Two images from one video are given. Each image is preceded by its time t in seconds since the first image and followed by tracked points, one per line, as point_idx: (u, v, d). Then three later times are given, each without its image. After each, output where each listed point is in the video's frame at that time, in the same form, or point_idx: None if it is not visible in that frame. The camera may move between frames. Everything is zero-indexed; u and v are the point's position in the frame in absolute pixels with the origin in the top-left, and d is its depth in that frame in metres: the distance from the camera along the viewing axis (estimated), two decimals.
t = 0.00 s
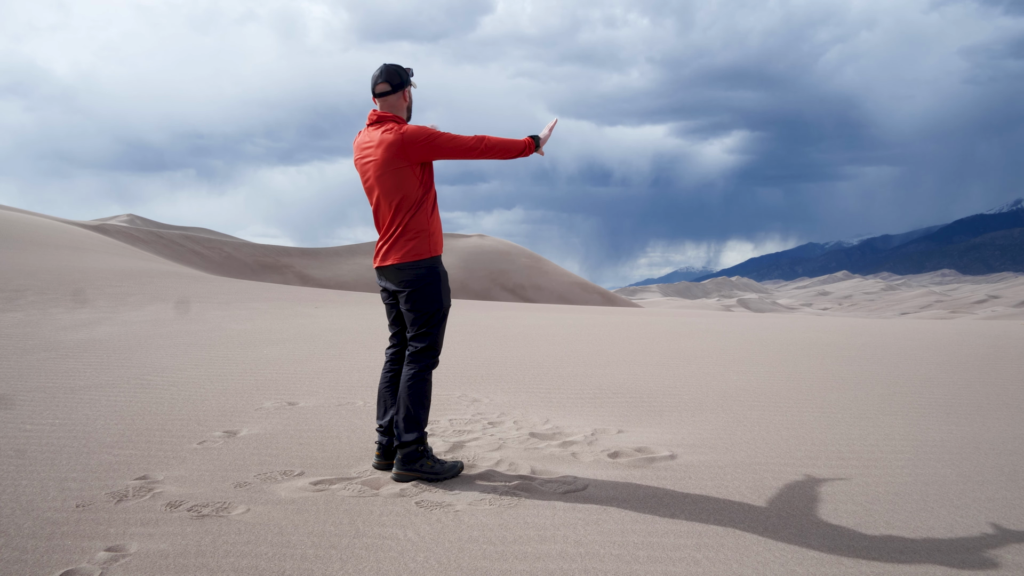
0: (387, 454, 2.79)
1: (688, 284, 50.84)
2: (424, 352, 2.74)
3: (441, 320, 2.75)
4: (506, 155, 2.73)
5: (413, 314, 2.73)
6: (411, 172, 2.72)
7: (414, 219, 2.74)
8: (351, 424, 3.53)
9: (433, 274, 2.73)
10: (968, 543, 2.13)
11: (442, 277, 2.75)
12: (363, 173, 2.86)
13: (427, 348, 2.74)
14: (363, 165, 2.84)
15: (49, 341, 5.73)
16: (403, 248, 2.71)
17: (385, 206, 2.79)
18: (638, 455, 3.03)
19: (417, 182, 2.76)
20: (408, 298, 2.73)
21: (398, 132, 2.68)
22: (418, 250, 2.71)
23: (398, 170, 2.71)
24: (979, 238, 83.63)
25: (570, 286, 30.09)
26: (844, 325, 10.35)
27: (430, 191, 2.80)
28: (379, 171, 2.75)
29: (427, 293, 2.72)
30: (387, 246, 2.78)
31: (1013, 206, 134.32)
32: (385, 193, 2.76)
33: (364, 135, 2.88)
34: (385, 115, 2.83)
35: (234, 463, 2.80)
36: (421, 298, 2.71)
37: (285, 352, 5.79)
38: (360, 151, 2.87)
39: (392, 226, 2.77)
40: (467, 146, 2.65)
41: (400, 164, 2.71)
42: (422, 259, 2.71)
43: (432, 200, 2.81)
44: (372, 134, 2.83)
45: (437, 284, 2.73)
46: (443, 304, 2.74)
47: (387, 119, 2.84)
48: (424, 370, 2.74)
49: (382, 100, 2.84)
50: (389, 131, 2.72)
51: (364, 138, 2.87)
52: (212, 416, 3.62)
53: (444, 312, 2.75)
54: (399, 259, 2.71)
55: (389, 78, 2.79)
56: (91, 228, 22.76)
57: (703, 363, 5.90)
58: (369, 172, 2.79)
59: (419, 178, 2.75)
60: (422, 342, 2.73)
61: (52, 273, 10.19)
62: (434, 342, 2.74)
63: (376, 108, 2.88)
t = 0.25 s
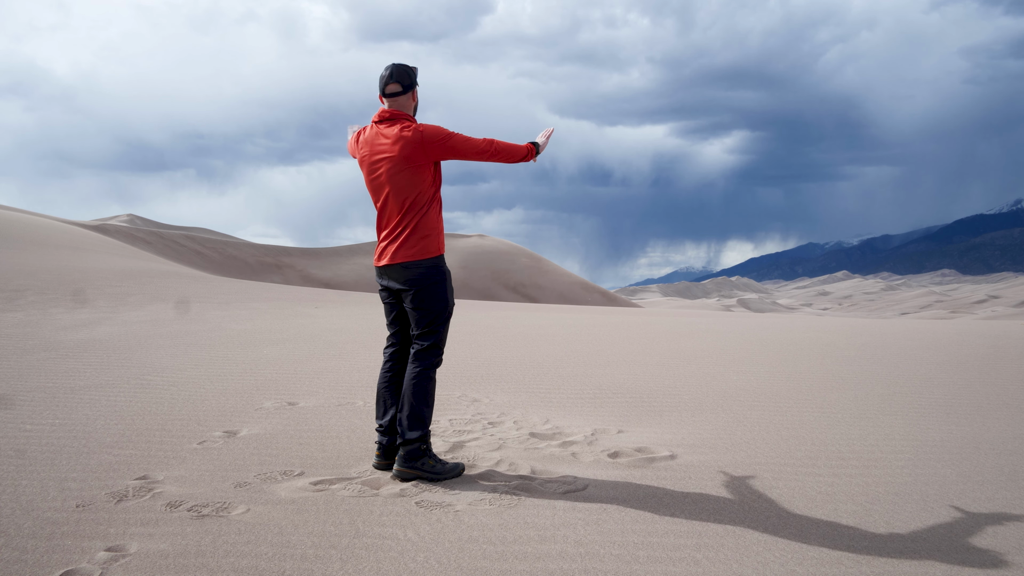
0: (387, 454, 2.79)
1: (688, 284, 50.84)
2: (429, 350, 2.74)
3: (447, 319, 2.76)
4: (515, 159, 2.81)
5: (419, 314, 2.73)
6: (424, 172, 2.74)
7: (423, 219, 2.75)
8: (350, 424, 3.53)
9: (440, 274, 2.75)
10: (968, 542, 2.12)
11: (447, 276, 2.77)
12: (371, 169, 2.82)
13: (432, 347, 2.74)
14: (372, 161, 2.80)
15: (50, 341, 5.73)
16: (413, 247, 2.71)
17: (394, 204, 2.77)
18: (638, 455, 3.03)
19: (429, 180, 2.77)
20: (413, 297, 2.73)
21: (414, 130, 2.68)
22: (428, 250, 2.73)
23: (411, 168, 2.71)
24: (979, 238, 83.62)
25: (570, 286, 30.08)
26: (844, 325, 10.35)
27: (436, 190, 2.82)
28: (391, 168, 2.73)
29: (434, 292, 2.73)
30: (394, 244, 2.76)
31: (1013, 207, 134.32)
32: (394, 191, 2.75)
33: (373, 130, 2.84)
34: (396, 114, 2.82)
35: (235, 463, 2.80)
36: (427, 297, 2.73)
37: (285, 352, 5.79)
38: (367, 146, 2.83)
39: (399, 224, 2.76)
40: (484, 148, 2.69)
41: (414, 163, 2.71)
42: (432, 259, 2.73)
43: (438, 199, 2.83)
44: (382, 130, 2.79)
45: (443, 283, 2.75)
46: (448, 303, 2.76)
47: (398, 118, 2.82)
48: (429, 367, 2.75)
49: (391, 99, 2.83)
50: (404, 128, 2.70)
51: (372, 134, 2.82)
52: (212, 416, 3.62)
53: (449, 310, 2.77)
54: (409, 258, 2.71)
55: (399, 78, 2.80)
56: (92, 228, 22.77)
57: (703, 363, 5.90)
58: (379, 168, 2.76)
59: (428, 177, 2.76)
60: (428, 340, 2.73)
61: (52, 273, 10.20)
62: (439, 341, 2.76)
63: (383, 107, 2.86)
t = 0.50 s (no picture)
0: (387, 454, 2.78)
1: (688, 284, 50.84)
2: (432, 349, 2.74)
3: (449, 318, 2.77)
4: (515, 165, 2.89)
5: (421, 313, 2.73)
6: (431, 173, 2.77)
7: (428, 219, 2.77)
8: (350, 424, 3.53)
9: (444, 273, 2.76)
10: (968, 543, 2.12)
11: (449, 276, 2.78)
12: (377, 167, 2.80)
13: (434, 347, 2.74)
14: (378, 159, 2.79)
15: (49, 341, 5.73)
16: (420, 246, 2.72)
17: (400, 203, 2.77)
18: (638, 455, 3.03)
19: (436, 182, 2.81)
20: (416, 296, 2.72)
21: (429, 130, 2.72)
22: (434, 250, 2.75)
23: (422, 168, 2.74)
24: (979, 238, 83.61)
25: (570, 286, 30.09)
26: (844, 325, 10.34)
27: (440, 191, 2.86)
28: (402, 167, 2.74)
29: (437, 292, 2.74)
30: (399, 243, 2.76)
31: (1013, 206, 134.33)
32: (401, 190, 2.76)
33: (380, 128, 2.82)
34: (405, 114, 2.81)
35: (234, 463, 2.80)
36: (430, 297, 2.73)
37: (285, 352, 5.79)
38: (375, 144, 2.81)
39: (404, 223, 2.76)
40: (494, 154, 2.78)
41: (426, 163, 2.74)
42: (436, 258, 2.75)
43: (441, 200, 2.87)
44: (392, 128, 2.79)
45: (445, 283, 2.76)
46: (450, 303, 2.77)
47: (407, 118, 2.82)
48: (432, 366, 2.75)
49: (398, 98, 2.83)
50: (417, 129, 2.73)
51: (380, 132, 2.81)
52: (212, 416, 3.62)
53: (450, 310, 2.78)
54: (415, 257, 2.72)
55: (407, 77, 2.80)
56: (92, 228, 22.77)
57: (702, 363, 5.90)
58: (387, 167, 2.76)
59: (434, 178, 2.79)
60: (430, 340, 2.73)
61: (52, 273, 10.19)
62: (442, 340, 2.76)
63: (391, 107, 2.85)
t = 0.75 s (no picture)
0: (387, 453, 2.79)
1: (688, 284, 50.84)
2: (435, 349, 2.75)
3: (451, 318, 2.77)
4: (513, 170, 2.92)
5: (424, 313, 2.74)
6: (434, 174, 2.79)
7: (430, 220, 2.78)
8: (350, 424, 3.53)
9: (444, 274, 2.76)
10: (968, 543, 2.12)
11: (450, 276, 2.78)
12: (379, 165, 2.80)
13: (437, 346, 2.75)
14: (381, 159, 2.79)
15: (49, 341, 5.73)
16: (421, 247, 2.73)
17: (401, 202, 2.77)
18: (638, 455, 3.03)
19: (437, 183, 2.82)
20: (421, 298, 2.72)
21: (432, 132, 2.73)
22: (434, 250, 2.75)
23: (424, 169, 2.75)
24: (979, 238, 83.59)
25: (570, 286, 30.09)
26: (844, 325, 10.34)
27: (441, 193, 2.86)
28: (404, 166, 2.74)
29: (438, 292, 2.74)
30: (399, 242, 2.75)
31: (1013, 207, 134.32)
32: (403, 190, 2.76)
33: (383, 127, 2.83)
34: (409, 114, 2.82)
35: (234, 463, 2.80)
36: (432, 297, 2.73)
37: (285, 352, 5.79)
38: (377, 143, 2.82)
39: (404, 223, 2.76)
40: (495, 160, 2.81)
41: (428, 163, 2.75)
42: (437, 259, 2.75)
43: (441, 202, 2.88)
44: (395, 128, 2.79)
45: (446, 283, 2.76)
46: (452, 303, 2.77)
47: (411, 119, 2.83)
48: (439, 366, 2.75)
49: (403, 99, 2.83)
50: (421, 130, 2.74)
51: (383, 131, 2.81)
52: (211, 416, 3.62)
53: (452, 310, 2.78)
54: (416, 258, 2.72)
55: (414, 79, 2.81)
56: (92, 228, 22.78)
57: (702, 363, 5.90)
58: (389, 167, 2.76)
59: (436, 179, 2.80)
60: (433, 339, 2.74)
61: (52, 273, 10.19)
62: (444, 339, 2.76)
63: (395, 106, 2.85)
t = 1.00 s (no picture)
0: (387, 453, 2.78)
1: (688, 284, 50.85)
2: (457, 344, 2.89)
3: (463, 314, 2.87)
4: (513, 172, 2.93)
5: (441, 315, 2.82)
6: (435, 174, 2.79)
7: (431, 220, 2.79)
8: (350, 424, 3.53)
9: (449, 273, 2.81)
10: (969, 543, 2.12)
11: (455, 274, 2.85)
12: (381, 164, 2.80)
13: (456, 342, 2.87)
14: (383, 157, 2.79)
15: (49, 341, 5.72)
16: (422, 247, 2.74)
17: (403, 201, 2.77)
18: (638, 455, 3.03)
19: (439, 183, 2.83)
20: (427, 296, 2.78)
21: (436, 132, 2.74)
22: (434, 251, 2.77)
23: (426, 168, 2.76)
24: (979, 239, 83.58)
25: (570, 286, 30.08)
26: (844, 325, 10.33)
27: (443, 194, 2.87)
28: (407, 166, 2.74)
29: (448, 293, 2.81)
30: (400, 242, 2.76)
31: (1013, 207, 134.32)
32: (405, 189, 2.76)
33: (386, 126, 2.84)
34: (413, 114, 2.83)
35: (234, 463, 2.80)
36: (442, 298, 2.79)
37: (285, 352, 5.78)
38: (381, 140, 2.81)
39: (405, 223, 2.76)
40: (497, 163, 2.82)
41: (432, 164, 2.76)
42: (438, 259, 2.77)
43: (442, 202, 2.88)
44: (399, 127, 2.80)
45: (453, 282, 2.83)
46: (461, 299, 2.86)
47: (415, 118, 2.84)
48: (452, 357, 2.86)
49: (409, 99, 2.86)
50: (424, 129, 2.75)
51: (386, 130, 2.82)
52: (211, 416, 3.61)
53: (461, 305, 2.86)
54: (417, 258, 2.73)
55: (421, 80, 2.85)
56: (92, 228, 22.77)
57: (702, 363, 5.90)
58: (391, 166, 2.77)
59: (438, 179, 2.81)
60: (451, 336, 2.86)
61: (52, 273, 10.19)
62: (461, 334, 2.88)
63: (399, 106, 2.87)
